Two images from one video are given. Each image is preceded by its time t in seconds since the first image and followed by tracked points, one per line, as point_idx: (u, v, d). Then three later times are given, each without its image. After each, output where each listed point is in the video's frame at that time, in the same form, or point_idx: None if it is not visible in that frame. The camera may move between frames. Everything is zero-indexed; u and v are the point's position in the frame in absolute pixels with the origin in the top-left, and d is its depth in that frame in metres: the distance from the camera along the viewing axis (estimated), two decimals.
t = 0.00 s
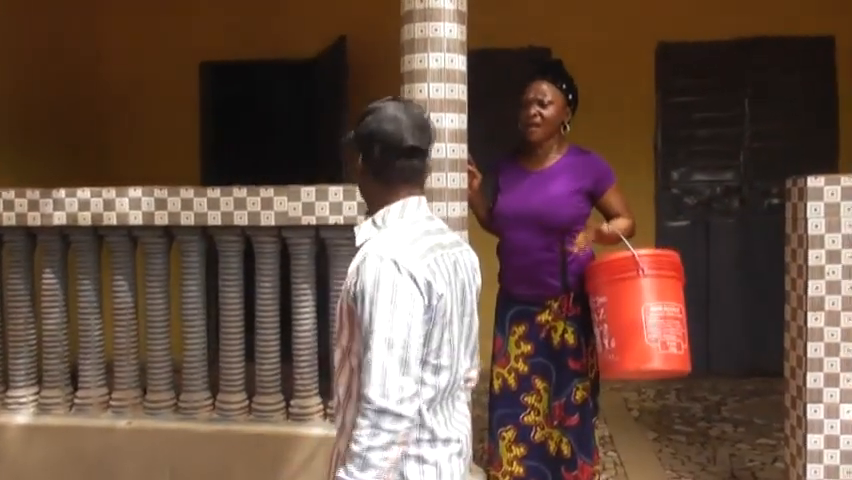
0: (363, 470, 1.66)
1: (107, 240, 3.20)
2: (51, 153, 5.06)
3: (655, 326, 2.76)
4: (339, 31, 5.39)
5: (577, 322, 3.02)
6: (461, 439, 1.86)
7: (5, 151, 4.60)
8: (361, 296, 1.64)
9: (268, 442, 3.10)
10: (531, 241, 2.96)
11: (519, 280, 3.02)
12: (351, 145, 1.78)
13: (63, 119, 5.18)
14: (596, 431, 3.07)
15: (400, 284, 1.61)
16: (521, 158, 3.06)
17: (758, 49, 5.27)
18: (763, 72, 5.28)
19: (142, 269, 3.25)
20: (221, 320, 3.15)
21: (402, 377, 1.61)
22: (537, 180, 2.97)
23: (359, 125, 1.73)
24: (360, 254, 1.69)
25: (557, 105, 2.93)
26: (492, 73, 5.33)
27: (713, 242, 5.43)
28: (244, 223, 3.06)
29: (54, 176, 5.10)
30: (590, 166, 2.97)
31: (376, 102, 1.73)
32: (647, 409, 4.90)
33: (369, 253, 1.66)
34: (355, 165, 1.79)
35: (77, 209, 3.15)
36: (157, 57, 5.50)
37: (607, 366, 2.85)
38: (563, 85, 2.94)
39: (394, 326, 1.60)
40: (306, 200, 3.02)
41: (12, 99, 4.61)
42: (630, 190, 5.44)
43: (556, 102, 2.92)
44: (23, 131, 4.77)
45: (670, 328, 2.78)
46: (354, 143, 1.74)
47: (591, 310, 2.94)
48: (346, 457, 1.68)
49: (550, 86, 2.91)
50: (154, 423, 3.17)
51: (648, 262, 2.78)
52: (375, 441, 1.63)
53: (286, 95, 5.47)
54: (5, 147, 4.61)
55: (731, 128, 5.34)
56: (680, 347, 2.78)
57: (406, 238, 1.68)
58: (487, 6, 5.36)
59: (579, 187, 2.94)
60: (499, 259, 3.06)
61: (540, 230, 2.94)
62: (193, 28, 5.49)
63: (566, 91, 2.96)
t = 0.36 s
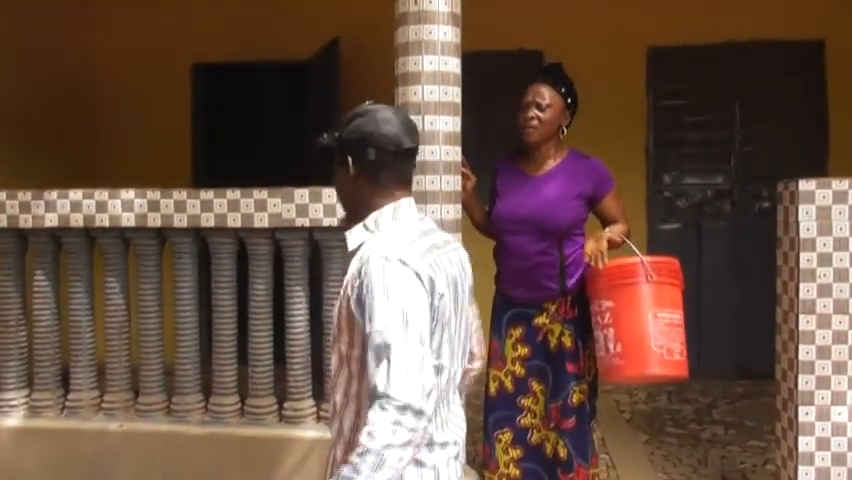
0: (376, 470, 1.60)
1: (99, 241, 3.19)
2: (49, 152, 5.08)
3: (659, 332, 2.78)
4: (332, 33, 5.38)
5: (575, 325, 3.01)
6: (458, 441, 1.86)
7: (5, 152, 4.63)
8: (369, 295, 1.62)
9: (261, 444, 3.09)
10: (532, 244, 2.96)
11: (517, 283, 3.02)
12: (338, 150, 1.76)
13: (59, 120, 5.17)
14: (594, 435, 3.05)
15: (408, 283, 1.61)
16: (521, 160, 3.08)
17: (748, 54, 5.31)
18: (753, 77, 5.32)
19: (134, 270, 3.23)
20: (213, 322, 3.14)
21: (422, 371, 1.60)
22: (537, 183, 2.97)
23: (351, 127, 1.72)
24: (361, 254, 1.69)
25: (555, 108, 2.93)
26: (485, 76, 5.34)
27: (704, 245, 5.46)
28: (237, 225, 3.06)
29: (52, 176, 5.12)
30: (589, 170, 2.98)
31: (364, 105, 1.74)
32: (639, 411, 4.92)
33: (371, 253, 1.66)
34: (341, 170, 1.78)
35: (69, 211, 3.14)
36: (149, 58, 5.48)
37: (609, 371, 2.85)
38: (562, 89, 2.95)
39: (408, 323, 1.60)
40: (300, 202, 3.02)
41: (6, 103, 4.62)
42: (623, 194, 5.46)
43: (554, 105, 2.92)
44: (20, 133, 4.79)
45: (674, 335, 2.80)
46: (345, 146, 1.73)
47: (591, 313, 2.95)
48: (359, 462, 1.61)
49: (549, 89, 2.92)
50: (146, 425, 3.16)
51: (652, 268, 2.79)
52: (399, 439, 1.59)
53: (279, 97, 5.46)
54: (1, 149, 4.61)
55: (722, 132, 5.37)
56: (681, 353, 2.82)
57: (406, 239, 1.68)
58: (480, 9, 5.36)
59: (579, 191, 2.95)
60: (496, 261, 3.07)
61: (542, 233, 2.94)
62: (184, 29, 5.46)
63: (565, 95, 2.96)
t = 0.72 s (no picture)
0: None
1: (99, 244, 3.19)
2: (50, 152, 5.08)
3: (667, 336, 2.80)
4: (331, 35, 5.39)
5: (578, 328, 3.01)
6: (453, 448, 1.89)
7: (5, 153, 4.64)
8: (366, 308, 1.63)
9: (261, 447, 3.09)
10: (536, 248, 2.96)
11: (520, 286, 3.02)
12: (329, 152, 1.72)
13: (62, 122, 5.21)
14: (596, 438, 3.05)
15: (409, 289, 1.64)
16: (522, 163, 3.08)
17: (746, 57, 5.32)
18: (752, 80, 5.33)
19: (135, 273, 3.23)
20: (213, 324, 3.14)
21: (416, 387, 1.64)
22: (539, 186, 2.98)
23: (346, 128, 1.70)
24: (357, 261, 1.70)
25: (556, 111, 2.94)
26: (484, 79, 5.35)
27: (703, 247, 5.47)
28: (238, 227, 3.06)
29: (52, 176, 5.11)
30: (591, 173, 2.99)
31: (352, 106, 1.74)
32: (638, 414, 4.92)
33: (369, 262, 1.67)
34: (332, 173, 1.74)
35: (69, 214, 3.14)
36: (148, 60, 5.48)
37: (615, 375, 2.85)
38: (564, 91, 2.96)
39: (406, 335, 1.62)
40: (300, 205, 3.03)
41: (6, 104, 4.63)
42: (622, 197, 5.47)
43: (555, 107, 2.93)
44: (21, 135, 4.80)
45: (681, 338, 2.82)
46: (342, 147, 1.70)
47: (595, 316, 2.95)
48: None
49: (550, 92, 2.93)
50: (146, 428, 3.16)
51: (658, 274, 2.80)
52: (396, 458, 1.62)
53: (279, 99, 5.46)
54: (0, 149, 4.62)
55: (721, 135, 5.38)
56: (688, 357, 2.83)
57: (403, 246, 1.71)
58: (479, 11, 5.37)
59: (583, 195, 2.96)
60: (499, 264, 3.08)
61: (546, 236, 2.94)
62: (184, 32, 5.46)
63: (566, 97, 2.97)
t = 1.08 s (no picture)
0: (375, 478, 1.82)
1: (108, 246, 3.20)
2: (50, 150, 5.12)
3: (672, 339, 2.79)
4: (338, 37, 5.39)
5: (587, 331, 3.00)
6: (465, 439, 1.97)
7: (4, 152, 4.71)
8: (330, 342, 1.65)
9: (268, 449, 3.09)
10: (545, 250, 2.96)
11: (528, 289, 3.01)
12: (344, 150, 1.78)
13: (64, 121, 5.26)
14: (605, 441, 3.04)
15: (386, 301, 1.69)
16: (530, 166, 3.07)
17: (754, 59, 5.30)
18: (760, 81, 5.32)
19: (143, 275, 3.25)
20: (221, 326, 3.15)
21: (398, 382, 1.78)
22: (548, 188, 2.98)
23: (365, 133, 1.76)
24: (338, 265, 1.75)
25: (564, 113, 2.95)
26: (491, 81, 5.35)
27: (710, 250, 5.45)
28: (246, 229, 3.07)
29: (53, 176, 5.17)
30: (600, 176, 2.98)
31: (377, 111, 1.79)
32: (646, 417, 4.90)
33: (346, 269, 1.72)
34: (340, 171, 1.80)
35: (78, 216, 3.15)
36: (155, 63, 5.50)
37: (621, 378, 2.84)
38: (572, 94, 2.96)
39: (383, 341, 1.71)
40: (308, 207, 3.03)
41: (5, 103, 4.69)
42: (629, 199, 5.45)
43: (564, 110, 2.94)
44: (21, 135, 4.86)
45: (686, 342, 2.81)
46: (360, 152, 1.77)
47: (602, 319, 2.95)
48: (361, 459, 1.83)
49: (558, 94, 2.93)
50: (155, 430, 3.17)
51: (663, 276, 2.79)
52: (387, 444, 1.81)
53: (286, 102, 5.48)
54: None
55: (730, 137, 5.36)
56: (694, 360, 2.81)
57: (388, 249, 1.74)
58: (486, 14, 5.36)
59: (591, 197, 2.95)
60: (506, 267, 3.07)
61: (555, 239, 2.94)
62: (191, 35, 5.48)
63: (575, 100, 2.98)
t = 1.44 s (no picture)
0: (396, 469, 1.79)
1: (119, 246, 3.22)
2: (41, 144, 4.99)
3: (681, 339, 2.77)
4: (347, 37, 5.38)
5: (597, 332, 3.00)
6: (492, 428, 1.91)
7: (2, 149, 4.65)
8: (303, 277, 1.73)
9: (278, 449, 3.10)
10: (554, 250, 2.95)
11: (539, 289, 3.00)
12: (318, 181, 1.77)
13: (62, 114, 5.16)
14: (615, 442, 3.04)
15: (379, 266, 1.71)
16: (540, 166, 3.07)
17: (765, 58, 5.27)
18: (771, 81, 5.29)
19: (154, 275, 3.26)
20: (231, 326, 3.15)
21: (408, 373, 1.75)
22: (558, 189, 2.97)
23: (325, 149, 1.76)
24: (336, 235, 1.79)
25: (574, 113, 2.94)
26: (500, 81, 5.35)
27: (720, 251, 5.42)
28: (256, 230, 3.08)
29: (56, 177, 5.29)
30: (610, 176, 2.98)
31: (324, 130, 1.79)
32: (655, 418, 4.88)
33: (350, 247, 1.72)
34: (327, 199, 1.79)
35: (89, 217, 3.17)
36: (166, 64, 5.52)
37: (631, 378, 2.83)
38: (582, 94, 2.96)
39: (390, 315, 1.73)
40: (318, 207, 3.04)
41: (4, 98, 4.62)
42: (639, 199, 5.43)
43: (574, 110, 2.93)
44: (19, 131, 4.78)
45: (695, 342, 2.79)
46: (327, 173, 1.75)
47: (613, 319, 2.93)
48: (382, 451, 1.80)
49: (569, 95, 2.93)
50: (165, 429, 3.18)
51: (673, 275, 2.78)
52: (406, 434, 1.78)
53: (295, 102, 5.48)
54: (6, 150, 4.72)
55: (740, 137, 5.34)
56: (704, 361, 2.80)
57: (399, 235, 1.74)
58: (495, 13, 5.35)
59: (601, 198, 2.95)
60: (517, 267, 3.07)
61: (566, 239, 2.93)
62: (200, 35, 5.49)
63: (584, 100, 2.97)
